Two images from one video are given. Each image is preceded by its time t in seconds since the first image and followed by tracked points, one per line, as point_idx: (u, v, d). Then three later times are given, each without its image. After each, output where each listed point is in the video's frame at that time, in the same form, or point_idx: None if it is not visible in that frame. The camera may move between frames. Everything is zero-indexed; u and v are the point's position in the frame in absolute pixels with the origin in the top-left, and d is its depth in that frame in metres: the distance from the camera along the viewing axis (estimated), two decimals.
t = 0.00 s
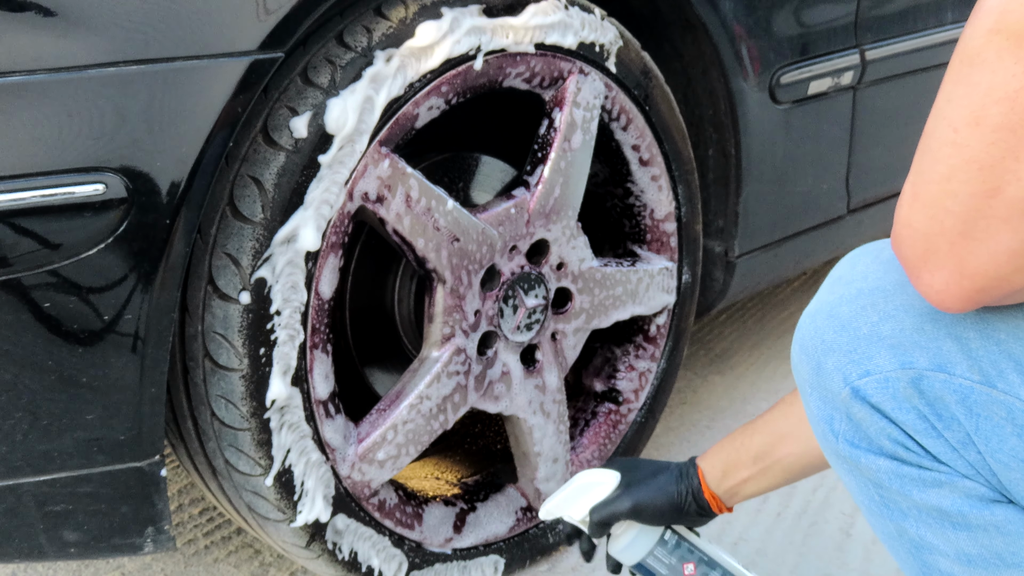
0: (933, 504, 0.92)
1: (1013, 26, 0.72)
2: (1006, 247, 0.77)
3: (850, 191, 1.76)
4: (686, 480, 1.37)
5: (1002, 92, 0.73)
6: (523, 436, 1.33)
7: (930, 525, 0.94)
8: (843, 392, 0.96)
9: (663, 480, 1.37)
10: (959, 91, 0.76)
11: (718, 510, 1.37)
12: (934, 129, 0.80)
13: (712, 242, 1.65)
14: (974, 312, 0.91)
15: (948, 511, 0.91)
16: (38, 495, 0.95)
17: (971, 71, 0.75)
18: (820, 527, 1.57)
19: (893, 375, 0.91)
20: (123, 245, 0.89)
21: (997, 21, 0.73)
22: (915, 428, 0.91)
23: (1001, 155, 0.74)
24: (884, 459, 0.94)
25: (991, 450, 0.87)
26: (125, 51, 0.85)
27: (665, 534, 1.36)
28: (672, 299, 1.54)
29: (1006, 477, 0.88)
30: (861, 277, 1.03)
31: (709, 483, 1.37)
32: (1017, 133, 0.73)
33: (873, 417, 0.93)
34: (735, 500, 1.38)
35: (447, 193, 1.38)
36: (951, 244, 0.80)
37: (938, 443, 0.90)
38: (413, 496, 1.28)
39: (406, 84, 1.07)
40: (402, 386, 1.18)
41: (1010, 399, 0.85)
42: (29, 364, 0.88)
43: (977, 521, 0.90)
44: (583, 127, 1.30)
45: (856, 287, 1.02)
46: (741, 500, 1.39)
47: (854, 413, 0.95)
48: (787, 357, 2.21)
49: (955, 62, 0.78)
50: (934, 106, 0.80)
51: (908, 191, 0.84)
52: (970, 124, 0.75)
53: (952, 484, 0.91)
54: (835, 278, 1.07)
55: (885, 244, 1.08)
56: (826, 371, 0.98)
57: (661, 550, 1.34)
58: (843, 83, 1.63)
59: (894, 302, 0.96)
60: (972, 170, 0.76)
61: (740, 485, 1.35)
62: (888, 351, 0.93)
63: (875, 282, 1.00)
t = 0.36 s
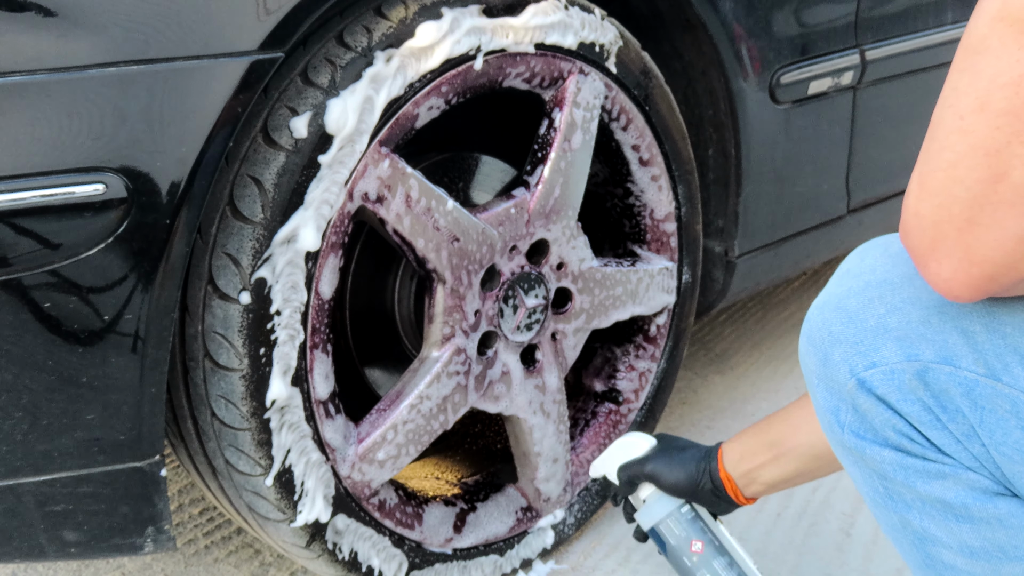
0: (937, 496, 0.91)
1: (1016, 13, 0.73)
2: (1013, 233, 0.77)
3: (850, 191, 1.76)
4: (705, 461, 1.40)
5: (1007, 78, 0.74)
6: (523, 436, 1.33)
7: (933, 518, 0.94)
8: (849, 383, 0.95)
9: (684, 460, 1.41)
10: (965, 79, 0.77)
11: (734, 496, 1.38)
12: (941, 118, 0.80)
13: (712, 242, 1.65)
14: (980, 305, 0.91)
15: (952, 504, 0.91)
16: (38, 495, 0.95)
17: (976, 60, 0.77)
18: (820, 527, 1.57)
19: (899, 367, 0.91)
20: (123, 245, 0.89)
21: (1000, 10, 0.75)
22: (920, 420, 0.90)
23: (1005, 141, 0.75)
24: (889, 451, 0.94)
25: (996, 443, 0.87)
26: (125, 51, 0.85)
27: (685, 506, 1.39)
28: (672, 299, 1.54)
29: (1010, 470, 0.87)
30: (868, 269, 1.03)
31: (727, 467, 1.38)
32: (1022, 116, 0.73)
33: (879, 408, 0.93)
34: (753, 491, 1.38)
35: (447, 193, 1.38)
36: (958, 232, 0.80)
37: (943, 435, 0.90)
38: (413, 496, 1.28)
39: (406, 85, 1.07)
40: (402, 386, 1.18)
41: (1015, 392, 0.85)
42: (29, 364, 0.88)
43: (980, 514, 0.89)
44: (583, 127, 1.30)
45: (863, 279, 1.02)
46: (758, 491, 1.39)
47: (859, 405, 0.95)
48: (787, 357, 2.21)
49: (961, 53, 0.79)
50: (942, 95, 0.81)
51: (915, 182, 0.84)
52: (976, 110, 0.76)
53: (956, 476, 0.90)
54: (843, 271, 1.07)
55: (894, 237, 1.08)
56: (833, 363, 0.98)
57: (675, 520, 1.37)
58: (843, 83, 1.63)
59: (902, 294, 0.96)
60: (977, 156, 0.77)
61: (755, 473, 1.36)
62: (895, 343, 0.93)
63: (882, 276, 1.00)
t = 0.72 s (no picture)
0: (941, 475, 0.95)
1: None
2: (1015, 207, 0.79)
3: (850, 191, 1.76)
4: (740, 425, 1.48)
5: (1012, 57, 0.76)
6: (523, 436, 1.33)
7: (937, 496, 0.97)
8: (858, 362, 0.99)
9: (732, 422, 1.50)
10: (971, 58, 0.80)
11: (754, 467, 1.44)
12: (949, 98, 0.83)
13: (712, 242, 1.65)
14: (987, 288, 0.93)
15: (956, 482, 0.94)
16: (38, 495, 0.95)
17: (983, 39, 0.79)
18: (819, 528, 1.57)
19: (906, 346, 0.95)
20: (123, 245, 0.89)
21: None
22: (925, 398, 0.94)
23: (1009, 118, 0.77)
24: (895, 429, 0.97)
25: (999, 422, 0.90)
26: (125, 51, 0.85)
27: (711, 464, 1.44)
28: (672, 299, 1.54)
29: (1013, 450, 0.90)
30: (881, 253, 1.08)
31: (759, 437, 1.45)
32: None
33: (885, 386, 0.97)
34: (775, 470, 1.43)
35: (447, 193, 1.38)
36: (964, 207, 0.83)
37: (947, 413, 0.93)
38: (413, 496, 1.28)
39: (406, 85, 1.07)
40: (402, 386, 1.18)
41: (1018, 372, 0.88)
42: (29, 364, 0.88)
43: (983, 493, 0.92)
44: (583, 127, 1.29)
45: (876, 263, 1.07)
46: (781, 472, 1.43)
47: (867, 382, 0.99)
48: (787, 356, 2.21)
49: (971, 33, 0.81)
50: (951, 77, 0.84)
51: (926, 159, 0.87)
52: (982, 88, 0.78)
53: (960, 455, 0.93)
54: (858, 256, 1.12)
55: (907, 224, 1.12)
56: (843, 342, 1.02)
57: (695, 470, 1.43)
58: (843, 83, 1.63)
59: (911, 276, 1.00)
60: (983, 133, 0.79)
61: (781, 444, 1.42)
62: (902, 323, 0.96)
63: (893, 259, 1.05)
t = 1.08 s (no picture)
0: (961, 452, 0.95)
1: None
2: None
3: (850, 191, 1.76)
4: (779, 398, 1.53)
5: None
6: (523, 436, 1.33)
7: (956, 475, 0.98)
8: (882, 338, 0.99)
9: (776, 391, 1.55)
10: (1010, 30, 0.81)
11: (781, 435, 1.49)
12: (986, 70, 0.84)
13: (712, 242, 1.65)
14: (1015, 268, 0.91)
15: (976, 460, 0.94)
16: (38, 495, 0.95)
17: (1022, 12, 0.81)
18: (819, 528, 1.57)
19: (931, 324, 0.94)
20: (123, 245, 0.89)
21: None
22: (949, 375, 0.94)
23: None
24: (917, 406, 0.98)
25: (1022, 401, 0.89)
26: (125, 51, 0.85)
27: (745, 426, 1.53)
28: (672, 299, 1.54)
29: None
30: (909, 234, 1.05)
31: (797, 408, 1.49)
32: None
33: (910, 362, 0.97)
34: (801, 442, 1.47)
35: (447, 193, 1.38)
36: (999, 175, 0.83)
37: (970, 390, 0.93)
38: (413, 496, 1.28)
39: (406, 85, 1.07)
40: (402, 386, 1.18)
41: None
42: (29, 364, 0.88)
43: (1003, 472, 0.92)
44: (583, 127, 1.29)
45: (903, 241, 1.04)
46: (805, 445, 1.47)
47: (892, 359, 0.99)
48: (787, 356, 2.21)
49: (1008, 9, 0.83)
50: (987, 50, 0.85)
51: (958, 131, 0.87)
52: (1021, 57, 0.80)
53: (982, 433, 0.93)
54: (885, 236, 1.10)
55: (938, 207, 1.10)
56: (868, 319, 1.02)
57: (727, 426, 1.53)
58: (843, 83, 1.63)
59: (939, 254, 0.98)
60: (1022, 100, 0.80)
61: (814, 418, 1.46)
62: (928, 300, 0.95)
63: (921, 238, 1.02)
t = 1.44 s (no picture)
0: (984, 429, 0.95)
1: None
2: None
3: (850, 191, 1.76)
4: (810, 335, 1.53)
5: None
6: (523, 436, 1.33)
7: (978, 454, 0.99)
8: (908, 316, 0.98)
9: (809, 326, 1.56)
10: None
11: (807, 366, 1.52)
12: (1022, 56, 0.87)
13: (712, 242, 1.65)
14: None
15: (998, 437, 0.94)
16: (38, 495, 0.95)
17: None
18: (819, 528, 1.57)
19: (958, 303, 0.93)
20: (123, 245, 0.89)
21: None
22: (973, 354, 0.93)
23: None
24: (941, 384, 0.98)
25: None
26: (125, 51, 0.85)
27: (770, 354, 1.54)
28: (671, 299, 1.54)
29: None
30: (936, 216, 1.04)
31: (827, 344, 1.51)
32: None
33: (935, 340, 0.96)
34: (825, 377, 1.50)
35: (447, 193, 1.38)
36: None
37: (995, 369, 0.92)
38: (413, 496, 1.28)
39: (406, 85, 1.07)
40: (402, 386, 1.18)
41: None
42: (29, 364, 0.88)
43: None
44: (583, 127, 1.29)
45: (931, 223, 1.02)
46: (829, 380, 1.50)
47: (917, 337, 0.98)
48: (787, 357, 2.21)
49: None
50: None
51: (992, 116, 0.90)
52: None
53: (1005, 410, 0.93)
54: (913, 218, 1.08)
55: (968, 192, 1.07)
56: (894, 298, 1.01)
57: (754, 352, 1.53)
58: (843, 83, 1.63)
59: (968, 235, 0.96)
60: None
61: (843, 356, 1.49)
62: (955, 280, 0.94)
63: (949, 220, 1.01)
